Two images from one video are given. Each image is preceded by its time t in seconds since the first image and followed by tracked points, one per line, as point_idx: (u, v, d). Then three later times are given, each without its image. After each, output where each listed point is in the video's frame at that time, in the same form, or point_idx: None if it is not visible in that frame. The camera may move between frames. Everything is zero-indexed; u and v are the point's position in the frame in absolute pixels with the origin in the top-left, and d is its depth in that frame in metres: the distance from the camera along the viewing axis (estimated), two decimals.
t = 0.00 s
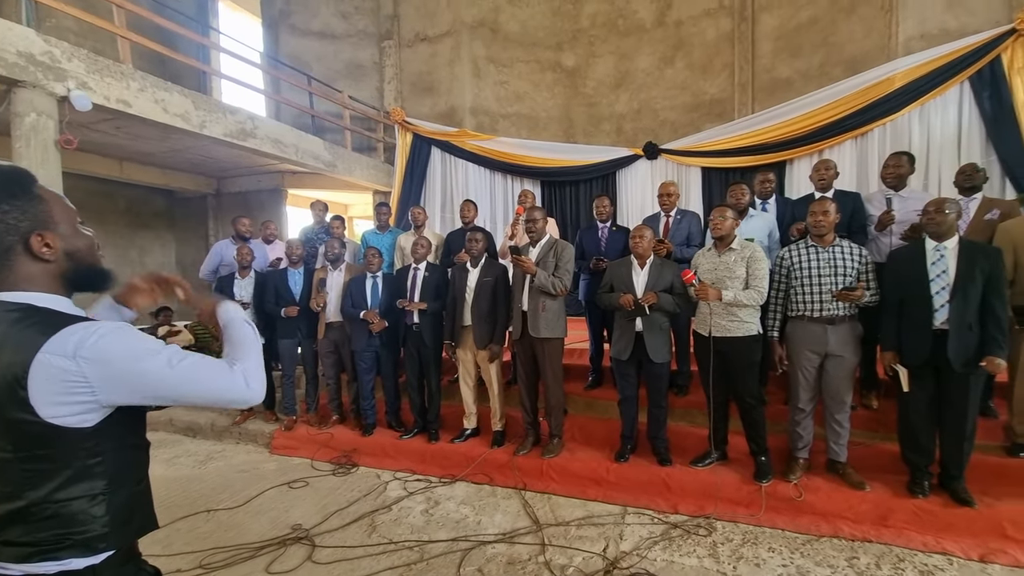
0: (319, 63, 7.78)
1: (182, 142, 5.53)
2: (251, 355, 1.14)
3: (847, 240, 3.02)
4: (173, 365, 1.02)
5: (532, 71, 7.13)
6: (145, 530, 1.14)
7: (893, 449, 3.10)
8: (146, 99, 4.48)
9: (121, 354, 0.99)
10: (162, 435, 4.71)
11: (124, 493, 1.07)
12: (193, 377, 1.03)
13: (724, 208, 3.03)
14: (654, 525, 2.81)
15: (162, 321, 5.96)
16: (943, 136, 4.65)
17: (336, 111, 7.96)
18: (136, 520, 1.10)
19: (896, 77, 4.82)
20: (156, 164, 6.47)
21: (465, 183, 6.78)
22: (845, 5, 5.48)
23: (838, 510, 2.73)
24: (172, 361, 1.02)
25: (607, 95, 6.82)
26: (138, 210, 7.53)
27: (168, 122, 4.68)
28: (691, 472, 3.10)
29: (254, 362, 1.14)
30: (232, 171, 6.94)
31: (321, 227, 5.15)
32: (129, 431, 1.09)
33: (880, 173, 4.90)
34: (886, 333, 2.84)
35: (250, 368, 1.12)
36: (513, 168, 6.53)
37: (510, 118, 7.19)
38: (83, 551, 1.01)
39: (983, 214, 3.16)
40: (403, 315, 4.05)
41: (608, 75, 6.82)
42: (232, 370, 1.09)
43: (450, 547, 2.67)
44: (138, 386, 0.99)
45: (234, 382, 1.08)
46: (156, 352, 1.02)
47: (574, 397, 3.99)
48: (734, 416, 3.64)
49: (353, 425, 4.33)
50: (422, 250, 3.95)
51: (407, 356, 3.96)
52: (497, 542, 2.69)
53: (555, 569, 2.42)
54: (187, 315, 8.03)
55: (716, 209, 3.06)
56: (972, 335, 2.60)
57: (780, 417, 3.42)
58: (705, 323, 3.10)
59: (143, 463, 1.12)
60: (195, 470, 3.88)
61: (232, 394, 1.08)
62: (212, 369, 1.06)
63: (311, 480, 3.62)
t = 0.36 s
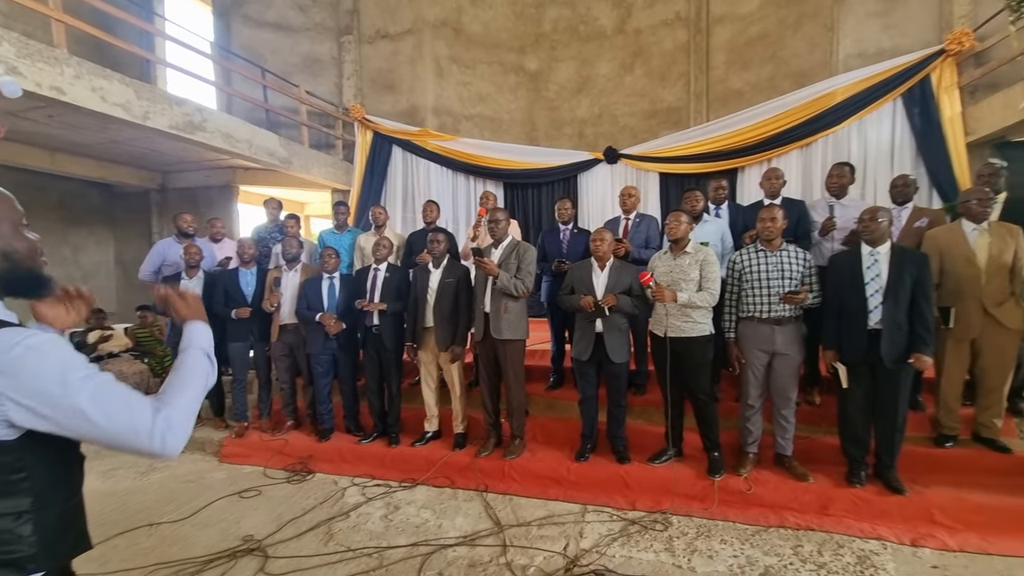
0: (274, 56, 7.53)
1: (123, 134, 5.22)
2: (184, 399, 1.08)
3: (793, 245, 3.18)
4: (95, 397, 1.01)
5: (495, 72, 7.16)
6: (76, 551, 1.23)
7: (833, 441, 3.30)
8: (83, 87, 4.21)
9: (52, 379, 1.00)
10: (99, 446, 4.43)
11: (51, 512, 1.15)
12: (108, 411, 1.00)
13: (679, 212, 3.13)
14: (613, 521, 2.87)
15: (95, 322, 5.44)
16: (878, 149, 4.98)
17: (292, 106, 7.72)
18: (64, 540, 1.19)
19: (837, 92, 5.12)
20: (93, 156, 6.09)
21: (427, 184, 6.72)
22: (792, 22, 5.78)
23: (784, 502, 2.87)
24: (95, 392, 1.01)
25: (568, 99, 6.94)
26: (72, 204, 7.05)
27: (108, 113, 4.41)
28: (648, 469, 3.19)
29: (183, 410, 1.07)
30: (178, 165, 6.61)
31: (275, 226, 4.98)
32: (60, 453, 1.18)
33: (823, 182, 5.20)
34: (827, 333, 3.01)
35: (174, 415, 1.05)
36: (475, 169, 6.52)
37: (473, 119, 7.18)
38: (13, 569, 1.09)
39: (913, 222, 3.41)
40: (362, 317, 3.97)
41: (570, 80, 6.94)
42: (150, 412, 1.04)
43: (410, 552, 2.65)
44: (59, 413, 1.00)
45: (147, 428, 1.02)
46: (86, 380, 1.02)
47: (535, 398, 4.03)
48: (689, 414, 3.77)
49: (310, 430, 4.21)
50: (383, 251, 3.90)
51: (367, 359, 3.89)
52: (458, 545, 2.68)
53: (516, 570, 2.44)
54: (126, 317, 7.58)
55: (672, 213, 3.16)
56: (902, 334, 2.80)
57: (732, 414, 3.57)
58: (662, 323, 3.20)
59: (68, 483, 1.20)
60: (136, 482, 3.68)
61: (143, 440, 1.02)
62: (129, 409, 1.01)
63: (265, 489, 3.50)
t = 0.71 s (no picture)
0: (243, 52, 7.34)
1: (80, 128, 5.01)
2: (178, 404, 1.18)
3: (760, 249, 3.28)
4: (52, 389, 1.08)
5: (470, 75, 7.16)
6: (32, 567, 1.26)
7: (798, 439, 3.41)
8: (38, 80, 4.01)
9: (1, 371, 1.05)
10: (53, 455, 4.22)
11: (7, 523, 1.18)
12: (65, 401, 1.07)
13: (650, 217, 3.19)
14: (587, 522, 2.90)
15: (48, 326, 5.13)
16: (840, 157, 5.19)
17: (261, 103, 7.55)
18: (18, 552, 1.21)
19: (801, 101, 5.30)
20: (47, 151, 5.82)
21: (401, 185, 6.66)
22: (759, 33, 5.96)
23: (752, 498, 2.96)
24: (52, 386, 1.08)
25: (543, 103, 7.00)
26: (23, 201, 6.71)
27: (64, 106, 4.22)
28: (621, 469, 3.22)
29: (158, 400, 1.16)
30: (140, 162, 6.37)
31: (243, 226, 4.85)
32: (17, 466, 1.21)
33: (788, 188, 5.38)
34: (792, 334, 3.11)
35: (147, 405, 1.14)
36: (450, 171, 6.50)
37: (448, 120, 7.14)
38: None
39: (872, 228, 3.56)
40: (334, 320, 3.91)
41: (545, 84, 7.00)
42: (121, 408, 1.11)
43: (383, 557, 2.62)
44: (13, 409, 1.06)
45: (115, 413, 1.10)
46: (43, 371, 1.09)
47: (510, 400, 4.04)
48: (660, 414, 3.84)
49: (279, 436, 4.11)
50: (354, 253, 3.83)
51: (339, 362, 3.83)
52: (431, 549, 2.67)
53: (491, 573, 2.44)
54: (82, 320, 7.25)
55: (643, 217, 3.22)
56: (861, 335, 2.92)
57: (702, 414, 3.65)
58: (634, 325, 3.25)
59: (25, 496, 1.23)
60: (92, 492, 3.52)
61: (118, 431, 1.11)
62: (90, 397, 1.09)
63: (231, 497, 3.41)
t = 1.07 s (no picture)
0: (216, 46, 7.15)
1: (42, 122, 4.82)
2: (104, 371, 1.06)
3: (734, 252, 3.35)
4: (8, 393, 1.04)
5: (450, 74, 7.13)
6: None
7: (769, 437, 3.49)
8: None
9: None
10: (10, 462, 4.04)
11: None
12: (29, 406, 1.04)
13: (628, 219, 3.23)
14: (564, 522, 2.93)
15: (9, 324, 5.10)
16: (810, 163, 5.34)
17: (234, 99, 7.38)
18: None
19: (773, 108, 5.43)
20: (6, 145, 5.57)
21: (379, 184, 6.60)
22: (734, 41, 6.05)
23: (725, 496, 3.02)
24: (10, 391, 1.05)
25: (523, 105, 7.03)
26: None
27: (26, 99, 4.05)
28: (598, 469, 3.25)
29: (103, 378, 1.05)
30: (104, 157, 6.15)
31: (215, 225, 4.74)
32: None
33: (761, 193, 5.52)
34: (764, 335, 3.19)
35: (95, 385, 1.04)
36: (429, 171, 6.46)
37: (427, 120, 7.09)
38: None
39: (840, 232, 3.67)
40: (310, 321, 3.85)
41: (525, 85, 7.03)
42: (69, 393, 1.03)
43: (359, 562, 2.59)
44: None
45: (75, 414, 1.02)
46: None
47: (489, 401, 4.03)
48: (637, 414, 3.89)
49: (252, 439, 4.02)
50: (328, 252, 3.78)
51: (314, 364, 3.77)
52: (408, 552, 2.65)
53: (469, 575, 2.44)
54: (42, 321, 6.95)
55: (621, 220, 3.25)
56: (829, 336, 3.01)
57: (677, 413, 3.72)
58: (611, 326, 3.29)
59: None
60: (52, 501, 3.39)
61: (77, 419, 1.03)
62: (49, 389, 1.04)
63: (201, 503, 3.32)
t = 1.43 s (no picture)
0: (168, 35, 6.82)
1: None
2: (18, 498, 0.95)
3: (693, 255, 3.44)
4: None
5: (416, 74, 7.05)
6: None
7: (726, 435, 3.61)
8: None
9: None
10: None
11: None
12: None
13: (592, 223, 3.27)
14: (529, 523, 2.94)
15: None
16: (765, 171, 5.56)
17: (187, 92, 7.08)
18: None
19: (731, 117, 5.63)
20: None
21: (343, 184, 6.46)
22: (694, 51, 6.28)
23: (685, 493, 3.11)
24: None
25: (490, 106, 7.03)
26: None
27: None
28: (562, 470, 3.28)
29: None
30: (43, 149, 5.77)
31: (166, 223, 4.51)
32: None
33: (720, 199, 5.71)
34: (722, 336, 3.30)
35: None
36: (394, 171, 6.37)
37: (393, 119, 6.98)
38: None
39: (792, 237, 3.84)
40: (268, 323, 3.72)
41: (491, 87, 7.03)
42: None
43: (319, 571, 2.52)
44: None
45: None
46: None
47: (454, 404, 4.00)
48: (601, 415, 3.94)
49: (205, 447, 3.85)
50: (286, 253, 3.66)
51: (272, 367, 3.65)
52: (370, 559, 2.60)
53: None
54: None
55: (586, 223, 3.29)
56: (782, 337, 3.13)
57: (639, 413, 3.79)
58: (576, 328, 3.32)
59: None
60: None
61: None
62: None
63: (148, 515, 3.15)
